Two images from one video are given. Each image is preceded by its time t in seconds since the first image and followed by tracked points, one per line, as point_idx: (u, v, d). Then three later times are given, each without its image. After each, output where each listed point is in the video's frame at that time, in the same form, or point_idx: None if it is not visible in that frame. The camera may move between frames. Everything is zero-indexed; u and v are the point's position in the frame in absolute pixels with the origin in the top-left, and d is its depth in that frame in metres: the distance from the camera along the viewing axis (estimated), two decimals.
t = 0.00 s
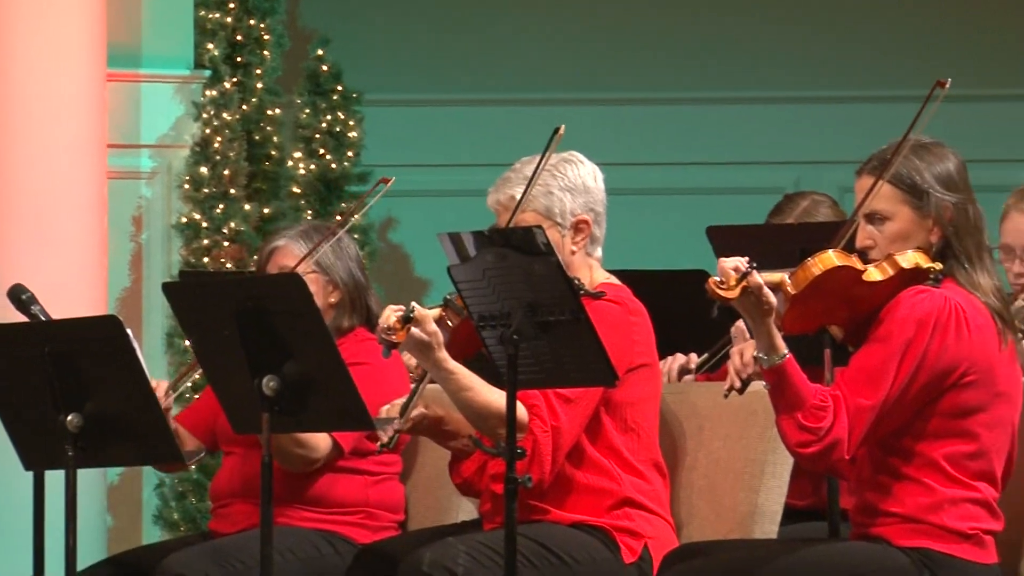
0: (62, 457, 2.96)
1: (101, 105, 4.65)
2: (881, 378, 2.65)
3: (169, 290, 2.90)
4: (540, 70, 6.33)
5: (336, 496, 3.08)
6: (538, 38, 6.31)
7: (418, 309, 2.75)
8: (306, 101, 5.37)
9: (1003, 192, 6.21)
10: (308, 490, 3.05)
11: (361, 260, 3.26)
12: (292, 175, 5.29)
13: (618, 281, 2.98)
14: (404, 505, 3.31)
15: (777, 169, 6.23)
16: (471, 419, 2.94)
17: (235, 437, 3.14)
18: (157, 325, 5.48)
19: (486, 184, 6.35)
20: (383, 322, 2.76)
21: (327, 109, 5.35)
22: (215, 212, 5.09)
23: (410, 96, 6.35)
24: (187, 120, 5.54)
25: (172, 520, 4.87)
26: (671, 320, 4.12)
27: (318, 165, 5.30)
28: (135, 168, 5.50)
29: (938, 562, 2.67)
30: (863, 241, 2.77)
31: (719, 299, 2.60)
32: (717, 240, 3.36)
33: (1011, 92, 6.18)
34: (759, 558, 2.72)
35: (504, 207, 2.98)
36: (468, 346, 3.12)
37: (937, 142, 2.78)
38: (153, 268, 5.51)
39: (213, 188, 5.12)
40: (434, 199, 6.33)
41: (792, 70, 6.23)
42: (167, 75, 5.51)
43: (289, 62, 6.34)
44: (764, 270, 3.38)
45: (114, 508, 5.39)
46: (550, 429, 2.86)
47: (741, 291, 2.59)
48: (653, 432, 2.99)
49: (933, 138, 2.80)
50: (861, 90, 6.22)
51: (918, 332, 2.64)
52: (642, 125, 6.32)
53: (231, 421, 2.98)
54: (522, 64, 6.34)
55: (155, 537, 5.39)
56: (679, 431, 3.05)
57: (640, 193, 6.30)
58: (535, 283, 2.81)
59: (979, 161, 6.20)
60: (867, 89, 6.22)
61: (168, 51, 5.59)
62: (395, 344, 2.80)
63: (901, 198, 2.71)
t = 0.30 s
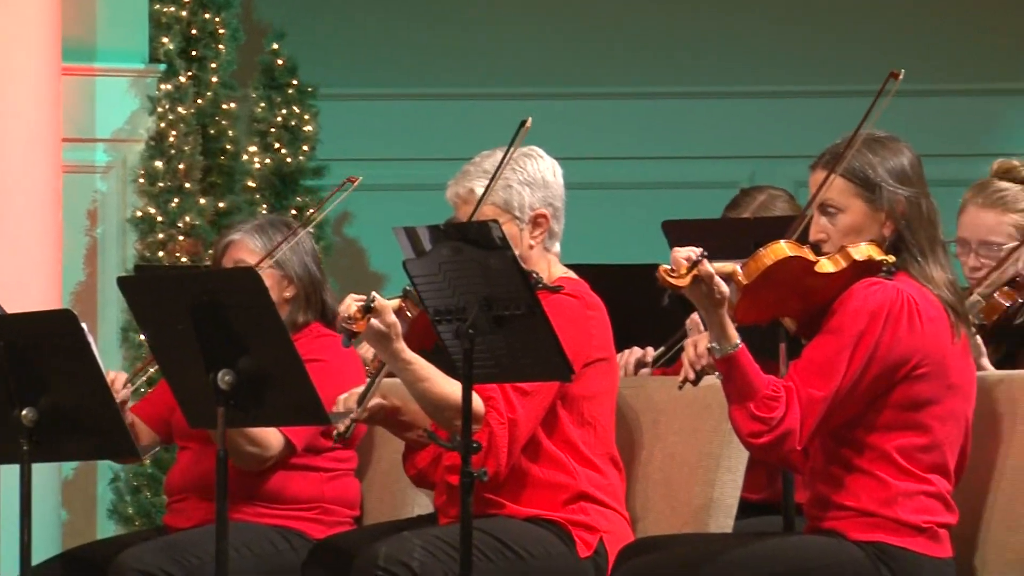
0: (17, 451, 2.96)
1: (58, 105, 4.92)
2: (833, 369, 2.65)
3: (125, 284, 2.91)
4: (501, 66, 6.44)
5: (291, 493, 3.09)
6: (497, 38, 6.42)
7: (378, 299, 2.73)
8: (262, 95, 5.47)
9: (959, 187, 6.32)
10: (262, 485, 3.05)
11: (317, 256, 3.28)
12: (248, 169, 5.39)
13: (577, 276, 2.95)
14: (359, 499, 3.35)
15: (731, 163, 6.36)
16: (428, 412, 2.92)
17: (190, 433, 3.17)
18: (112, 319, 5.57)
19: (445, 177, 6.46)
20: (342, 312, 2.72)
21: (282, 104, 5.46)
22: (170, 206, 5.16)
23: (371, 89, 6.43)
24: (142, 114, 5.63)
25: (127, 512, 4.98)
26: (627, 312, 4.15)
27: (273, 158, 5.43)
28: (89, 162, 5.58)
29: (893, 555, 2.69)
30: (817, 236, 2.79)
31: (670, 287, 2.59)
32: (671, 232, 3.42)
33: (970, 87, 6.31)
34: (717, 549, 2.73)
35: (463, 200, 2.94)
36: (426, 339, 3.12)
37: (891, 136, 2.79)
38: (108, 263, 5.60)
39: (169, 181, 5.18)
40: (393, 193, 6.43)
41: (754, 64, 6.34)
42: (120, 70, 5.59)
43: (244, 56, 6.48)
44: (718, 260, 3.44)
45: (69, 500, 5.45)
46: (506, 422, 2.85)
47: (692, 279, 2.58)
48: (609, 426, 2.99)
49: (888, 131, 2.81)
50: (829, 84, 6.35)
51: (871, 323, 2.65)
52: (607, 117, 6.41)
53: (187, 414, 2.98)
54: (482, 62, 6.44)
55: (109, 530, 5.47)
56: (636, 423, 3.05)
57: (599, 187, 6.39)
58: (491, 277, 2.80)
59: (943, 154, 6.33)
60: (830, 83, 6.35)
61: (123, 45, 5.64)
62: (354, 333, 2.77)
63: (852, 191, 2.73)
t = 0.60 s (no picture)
0: None
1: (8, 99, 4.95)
2: (782, 365, 2.67)
3: (76, 282, 2.90)
4: (451, 63, 6.42)
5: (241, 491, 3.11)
6: (452, 34, 6.41)
7: (331, 289, 2.73)
8: (213, 91, 5.51)
9: (911, 184, 6.30)
10: (211, 483, 3.07)
11: (262, 253, 3.29)
12: (200, 165, 5.40)
13: (528, 272, 2.95)
14: (310, 496, 3.37)
15: (683, 161, 6.37)
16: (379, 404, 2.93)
17: (139, 432, 3.20)
18: (64, 316, 5.57)
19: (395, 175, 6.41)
20: (294, 300, 2.73)
21: (235, 99, 5.49)
22: (123, 202, 5.17)
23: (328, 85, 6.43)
24: (94, 111, 5.64)
25: (79, 511, 4.99)
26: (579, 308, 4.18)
27: (226, 155, 5.43)
28: (41, 159, 5.59)
29: (845, 551, 2.70)
30: (766, 235, 2.83)
31: (616, 284, 2.61)
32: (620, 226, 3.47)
33: (923, 84, 6.28)
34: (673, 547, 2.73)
35: (417, 195, 2.92)
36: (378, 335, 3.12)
37: (839, 135, 2.84)
38: (59, 261, 5.60)
39: (121, 178, 5.20)
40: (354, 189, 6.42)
41: (714, 60, 6.34)
42: (75, 66, 5.59)
43: (197, 54, 6.45)
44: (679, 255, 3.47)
45: (20, 498, 5.46)
46: (458, 416, 2.85)
47: (639, 276, 2.60)
48: (560, 423, 3.00)
49: (834, 131, 2.86)
50: (786, 83, 6.29)
51: (819, 317, 2.67)
52: (571, 114, 6.40)
53: (140, 411, 2.97)
54: (438, 59, 6.42)
55: (61, 528, 5.49)
56: (587, 419, 3.06)
57: (556, 184, 6.38)
58: (442, 274, 2.80)
59: (899, 151, 6.30)
60: (785, 80, 6.29)
61: (75, 41, 5.65)
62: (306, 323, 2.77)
63: (799, 189, 2.77)
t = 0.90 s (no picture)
0: None
1: None
2: (741, 360, 2.72)
3: (41, 277, 2.90)
4: (416, 62, 6.40)
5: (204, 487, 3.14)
6: (418, 31, 6.39)
7: (293, 290, 2.70)
8: (176, 88, 5.52)
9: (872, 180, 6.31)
10: (174, 479, 3.09)
11: (222, 249, 3.29)
12: (165, 162, 5.48)
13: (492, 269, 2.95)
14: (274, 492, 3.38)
15: (646, 157, 6.36)
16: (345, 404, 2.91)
17: (103, 429, 3.23)
18: (29, 312, 5.72)
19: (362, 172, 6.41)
20: (257, 301, 2.69)
21: (198, 97, 5.51)
22: (86, 199, 5.30)
23: (292, 81, 6.43)
24: (57, 107, 5.81)
25: (43, 507, 5.09)
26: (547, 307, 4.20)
27: (190, 153, 5.47)
28: (5, 155, 5.75)
29: (810, 546, 2.73)
30: (724, 234, 2.97)
31: (572, 280, 2.64)
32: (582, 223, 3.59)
33: (889, 81, 6.27)
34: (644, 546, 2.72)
35: (380, 192, 2.92)
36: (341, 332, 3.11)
37: (793, 134, 2.98)
38: (23, 258, 5.74)
39: (84, 174, 5.34)
40: (322, 186, 6.40)
41: (680, 56, 6.34)
42: (38, 63, 5.77)
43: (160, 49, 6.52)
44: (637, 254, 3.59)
45: None
46: (423, 415, 2.84)
47: (594, 272, 2.64)
48: (524, 419, 3.00)
49: (788, 130, 3.00)
50: (755, 78, 6.29)
51: (777, 312, 2.74)
52: (545, 108, 6.39)
53: (104, 407, 2.97)
54: (437, 58, 6.39)
55: (25, 523, 5.54)
56: (551, 416, 3.06)
57: (516, 181, 6.38)
58: (406, 270, 2.80)
59: (865, 148, 6.31)
60: (756, 77, 6.29)
61: (38, 38, 5.81)
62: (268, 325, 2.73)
63: (754, 188, 2.92)
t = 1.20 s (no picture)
0: None
1: None
2: (713, 357, 2.72)
3: (12, 273, 2.89)
4: (396, 59, 6.40)
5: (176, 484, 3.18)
6: (393, 28, 6.39)
7: (265, 291, 2.69)
8: (149, 84, 5.60)
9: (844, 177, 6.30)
10: (147, 476, 3.14)
11: (195, 247, 3.32)
12: (135, 158, 5.56)
13: (465, 265, 2.94)
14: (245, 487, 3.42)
15: (619, 155, 6.34)
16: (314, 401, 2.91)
17: (76, 426, 3.26)
18: None
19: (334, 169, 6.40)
20: (228, 302, 2.69)
21: (170, 94, 5.59)
22: (58, 195, 5.31)
23: (268, 79, 6.43)
24: (29, 104, 5.79)
25: (14, 503, 5.09)
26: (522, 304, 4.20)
27: (162, 149, 5.57)
28: None
29: (781, 543, 2.75)
30: (691, 233, 2.97)
31: (545, 278, 2.64)
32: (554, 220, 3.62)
33: (862, 78, 6.24)
34: (615, 543, 2.72)
35: (351, 189, 2.91)
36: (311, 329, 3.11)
37: (758, 133, 3.02)
38: None
39: (56, 171, 5.34)
40: (297, 182, 6.40)
41: (655, 54, 6.34)
42: (8, 59, 5.72)
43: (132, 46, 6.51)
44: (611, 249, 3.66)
45: None
46: (395, 413, 2.84)
47: (567, 271, 2.63)
48: (496, 415, 3.00)
49: (752, 129, 3.03)
50: (730, 75, 6.29)
51: (748, 309, 2.74)
52: (525, 105, 6.40)
53: (75, 404, 2.97)
54: (430, 58, 6.39)
55: None
56: (522, 412, 3.06)
57: (493, 178, 6.40)
58: (379, 267, 2.80)
59: (837, 145, 6.30)
60: (730, 73, 6.29)
61: (10, 34, 5.74)
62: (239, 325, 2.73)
63: (722, 186, 2.94)
